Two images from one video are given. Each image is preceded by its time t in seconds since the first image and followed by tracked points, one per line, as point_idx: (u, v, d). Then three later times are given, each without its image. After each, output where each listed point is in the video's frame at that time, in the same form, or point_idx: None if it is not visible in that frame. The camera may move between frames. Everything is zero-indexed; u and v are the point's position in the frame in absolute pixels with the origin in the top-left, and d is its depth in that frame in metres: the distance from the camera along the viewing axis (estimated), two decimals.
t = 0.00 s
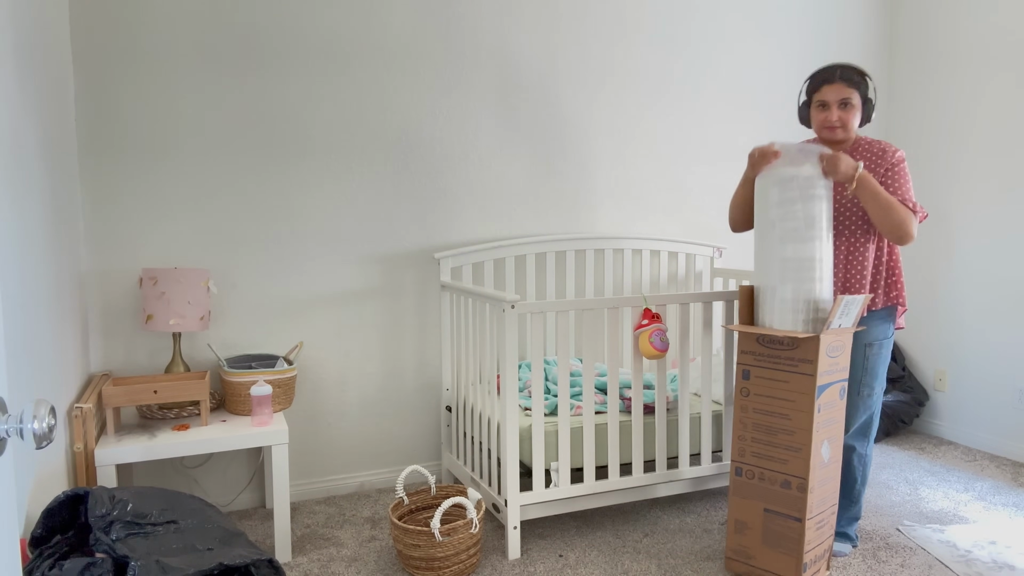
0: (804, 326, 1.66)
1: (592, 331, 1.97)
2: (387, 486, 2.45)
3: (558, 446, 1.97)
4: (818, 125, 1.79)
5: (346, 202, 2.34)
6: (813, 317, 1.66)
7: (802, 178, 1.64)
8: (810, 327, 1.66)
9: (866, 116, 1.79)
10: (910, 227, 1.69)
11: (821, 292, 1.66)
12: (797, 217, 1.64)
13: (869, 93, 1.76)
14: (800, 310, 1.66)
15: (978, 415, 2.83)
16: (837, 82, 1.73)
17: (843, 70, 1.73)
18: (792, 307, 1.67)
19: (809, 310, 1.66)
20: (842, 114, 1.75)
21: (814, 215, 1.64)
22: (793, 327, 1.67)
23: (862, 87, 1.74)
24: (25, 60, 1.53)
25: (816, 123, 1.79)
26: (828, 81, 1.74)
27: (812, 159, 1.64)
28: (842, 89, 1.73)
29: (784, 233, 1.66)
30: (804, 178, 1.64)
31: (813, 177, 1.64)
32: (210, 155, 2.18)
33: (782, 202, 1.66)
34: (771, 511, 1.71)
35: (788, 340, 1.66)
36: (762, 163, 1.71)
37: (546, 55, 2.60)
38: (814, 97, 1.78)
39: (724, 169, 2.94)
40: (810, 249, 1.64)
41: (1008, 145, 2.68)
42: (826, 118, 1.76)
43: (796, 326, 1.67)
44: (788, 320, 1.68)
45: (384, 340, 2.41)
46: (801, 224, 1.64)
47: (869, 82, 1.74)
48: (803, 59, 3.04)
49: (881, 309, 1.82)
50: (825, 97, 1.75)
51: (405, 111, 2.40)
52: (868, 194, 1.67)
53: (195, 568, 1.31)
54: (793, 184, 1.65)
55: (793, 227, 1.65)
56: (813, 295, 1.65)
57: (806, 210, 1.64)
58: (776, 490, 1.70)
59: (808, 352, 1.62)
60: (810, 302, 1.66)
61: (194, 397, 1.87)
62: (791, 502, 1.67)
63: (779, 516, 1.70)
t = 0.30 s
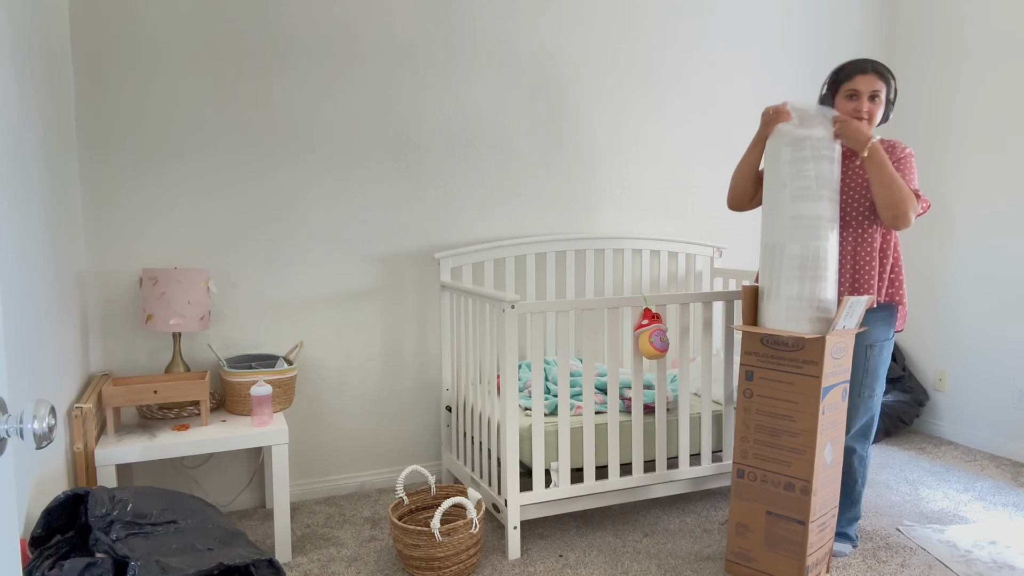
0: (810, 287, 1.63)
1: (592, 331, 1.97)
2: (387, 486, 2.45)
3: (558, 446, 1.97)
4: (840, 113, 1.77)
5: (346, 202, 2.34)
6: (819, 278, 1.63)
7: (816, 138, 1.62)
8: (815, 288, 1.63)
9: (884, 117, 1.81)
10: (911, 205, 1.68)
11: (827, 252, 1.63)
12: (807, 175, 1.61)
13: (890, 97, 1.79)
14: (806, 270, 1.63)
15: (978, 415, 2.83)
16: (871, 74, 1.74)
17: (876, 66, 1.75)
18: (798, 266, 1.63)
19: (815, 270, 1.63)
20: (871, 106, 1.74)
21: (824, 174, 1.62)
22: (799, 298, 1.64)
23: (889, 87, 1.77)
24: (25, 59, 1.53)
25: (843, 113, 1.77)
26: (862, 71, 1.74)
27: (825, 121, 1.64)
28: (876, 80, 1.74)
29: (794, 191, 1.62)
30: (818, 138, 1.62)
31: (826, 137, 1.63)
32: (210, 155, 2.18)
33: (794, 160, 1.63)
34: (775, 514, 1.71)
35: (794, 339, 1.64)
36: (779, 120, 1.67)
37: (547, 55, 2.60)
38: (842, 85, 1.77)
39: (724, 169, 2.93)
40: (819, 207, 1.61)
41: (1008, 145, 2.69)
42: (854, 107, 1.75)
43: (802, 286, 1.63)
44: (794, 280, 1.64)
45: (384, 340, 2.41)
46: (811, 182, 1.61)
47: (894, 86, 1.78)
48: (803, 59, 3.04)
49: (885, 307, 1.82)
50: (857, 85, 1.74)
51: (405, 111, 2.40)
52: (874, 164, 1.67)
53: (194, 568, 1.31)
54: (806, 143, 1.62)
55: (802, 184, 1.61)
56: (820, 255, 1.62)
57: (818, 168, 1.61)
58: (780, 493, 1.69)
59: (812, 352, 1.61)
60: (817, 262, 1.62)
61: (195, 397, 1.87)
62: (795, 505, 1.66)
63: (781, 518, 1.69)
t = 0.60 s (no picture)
0: (796, 284, 1.61)
1: (592, 331, 1.97)
2: (387, 486, 2.45)
3: (558, 446, 1.97)
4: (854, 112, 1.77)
5: (347, 202, 2.34)
6: (808, 276, 1.61)
7: (828, 136, 1.60)
8: (803, 285, 1.61)
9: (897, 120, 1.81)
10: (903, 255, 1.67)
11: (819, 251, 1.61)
12: (812, 171, 1.59)
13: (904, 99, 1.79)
14: (796, 265, 1.60)
15: (978, 415, 2.83)
16: (890, 78, 1.73)
17: (895, 69, 1.74)
18: (788, 261, 1.61)
19: (804, 266, 1.61)
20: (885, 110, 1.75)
21: (830, 173, 1.59)
22: (785, 294, 1.62)
23: (905, 91, 1.76)
24: (25, 59, 1.52)
25: (856, 114, 1.77)
26: (881, 74, 1.73)
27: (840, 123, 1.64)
28: (893, 84, 1.73)
29: (796, 186, 1.60)
30: (829, 136, 1.60)
31: (841, 138, 1.61)
32: (210, 155, 2.18)
33: (802, 155, 1.60)
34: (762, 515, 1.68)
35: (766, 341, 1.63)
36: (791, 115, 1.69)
37: (547, 55, 2.60)
38: (859, 86, 1.76)
39: (724, 169, 2.93)
40: (818, 205, 1.59)
41: (1008, 145, 2.69)
42: (869, 109, 1.75)
43: (791, 281, 1.61)
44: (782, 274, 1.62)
45: (384, 339, 2.41)
46: (816, 179, 1.59)
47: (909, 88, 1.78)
48: (803, 59, 3.04)
49: (883, 313, 1.81)
50: (874, 88, 1.73)
51: (406, 111, 2.40)
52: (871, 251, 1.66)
53: (194, 568, 1.31)
54: (818, 140, 1.60)
55: (805, 180, 1.59)
56: (811, 252, 1.60)
57: (825, 166, 1.59)
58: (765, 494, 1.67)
59: (784, 353, 1.61)
60: (807, 259, 1.60)
61: (195, 397, 1.87)
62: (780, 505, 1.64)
63: (768, 520, 1.67)
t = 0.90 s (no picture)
0: (785, 278, 1.62)
1: (592, 331, 1.97)
2: (387, 486, 2.45)
3: (558, 446, 1.97)
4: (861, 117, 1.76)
5: (347, 202, 2.34)
6: (797, 271, 1.61)
7: (829, 135, 1.61)
8: (792, 280, 1.62)
9: (906, 124, 1.79)
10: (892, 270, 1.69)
11: (810, 248, 1.61)
12: (810, 169, 1.61)
13: (916, 104, 1.75)
14: (785, 260, 1.62)
15: (978, 415, 2.83)
16: (898, 85, 1.70)
17: (905, 75, 1.70)
18: (778, 255, 1.63)
19: (794, 260, 1.61)
20: (892, 118, 1.73)
21: (828, 172, 1.60)
22: (773, 288, 1.63)
23: (916, 97, 1.73)
24: (25, 60, 1.52)
25: (861, 118, 1.76)
26: (889, 81, 1.70)
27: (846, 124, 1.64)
28: (901, 91, 1.70)
29: (793, 182, 1.62)
30: (829, 135, 1.61)
31: (844, 138, 1.62)
32: (210, 155, 2.18)
33: (801, 152, 1.63)
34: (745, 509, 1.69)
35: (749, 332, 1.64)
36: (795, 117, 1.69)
37: (546, 55, 2.60)
38: (866, 90, 1.74)
39: (725, 169, 2.93)
40: (812, 201, 1.60)
41: (1008, 144, 2.69)
42: (875, 117, 1.73)
43: (780, 274, 1.62)
44: (772, 268, 1.64)
45: (384, 340, 2.41)
46: (813, 176, 1.61)
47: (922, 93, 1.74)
48: (803, 59, 3.04)
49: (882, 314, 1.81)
50: (881, 95, 1.72)
51: (406, 111, 2.40)
52: (857, 272, 1.66)
53: (194, 568, 1.31)
54: (819, 138, 1.62)
55: (801, 177, 1.61)
56: (802, 248, 1.61)
57: (824, 164, 1.60)
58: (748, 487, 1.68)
59: (765, 345, 1.61)
60: (797, 254, 1.61)
61: (195, 397, 1.87)
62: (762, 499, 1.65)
63: (752, 513, 1.67)
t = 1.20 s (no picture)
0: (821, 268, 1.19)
1: (592, 332, 1.96)
2: (387, 486, 2.45)
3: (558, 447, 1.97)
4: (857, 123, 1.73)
5: (347, 202, 2.34)
6: (832, 255, 1.20)
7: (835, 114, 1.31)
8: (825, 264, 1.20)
9: (906, 124, 1.74)
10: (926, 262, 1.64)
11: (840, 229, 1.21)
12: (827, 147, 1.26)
13: (913, 104, 1.71)
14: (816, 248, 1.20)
15: (978, 415, 2.83)
16: (891, 88, 1.65)
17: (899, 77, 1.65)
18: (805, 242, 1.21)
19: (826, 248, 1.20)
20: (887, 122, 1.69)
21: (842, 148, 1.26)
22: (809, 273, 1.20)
23: (911, 98, 1.68)
24: (25, 60, 1.52)
25: (858, 123, 1.73)
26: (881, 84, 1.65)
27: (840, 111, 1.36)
28: (895, 96, 1.65)
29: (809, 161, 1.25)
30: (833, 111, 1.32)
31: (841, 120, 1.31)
32: (210, 156, 2.18)
33: (813, 136, 1.27)
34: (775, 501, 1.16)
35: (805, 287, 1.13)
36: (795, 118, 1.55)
37: (546, 55, 2.60)
38: (862, 94, 1.69)
39: (725, 169, 2.93)
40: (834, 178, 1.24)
41: (1009, 145, 2.68)
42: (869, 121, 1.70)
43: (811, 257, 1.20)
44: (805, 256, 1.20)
45: (385, 340, 2.42)
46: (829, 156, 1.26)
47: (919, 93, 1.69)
48: (803, 59, 3.04)
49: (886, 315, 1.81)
50: (874, 100, 1.68)
51: (406, 112, 2.40)
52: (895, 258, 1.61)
53: (194, 568, 1.31)
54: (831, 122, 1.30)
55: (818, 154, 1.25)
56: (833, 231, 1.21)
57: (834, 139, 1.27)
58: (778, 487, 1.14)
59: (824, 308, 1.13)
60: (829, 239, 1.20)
61: (195, 397, 1.87)
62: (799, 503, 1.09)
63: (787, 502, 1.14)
